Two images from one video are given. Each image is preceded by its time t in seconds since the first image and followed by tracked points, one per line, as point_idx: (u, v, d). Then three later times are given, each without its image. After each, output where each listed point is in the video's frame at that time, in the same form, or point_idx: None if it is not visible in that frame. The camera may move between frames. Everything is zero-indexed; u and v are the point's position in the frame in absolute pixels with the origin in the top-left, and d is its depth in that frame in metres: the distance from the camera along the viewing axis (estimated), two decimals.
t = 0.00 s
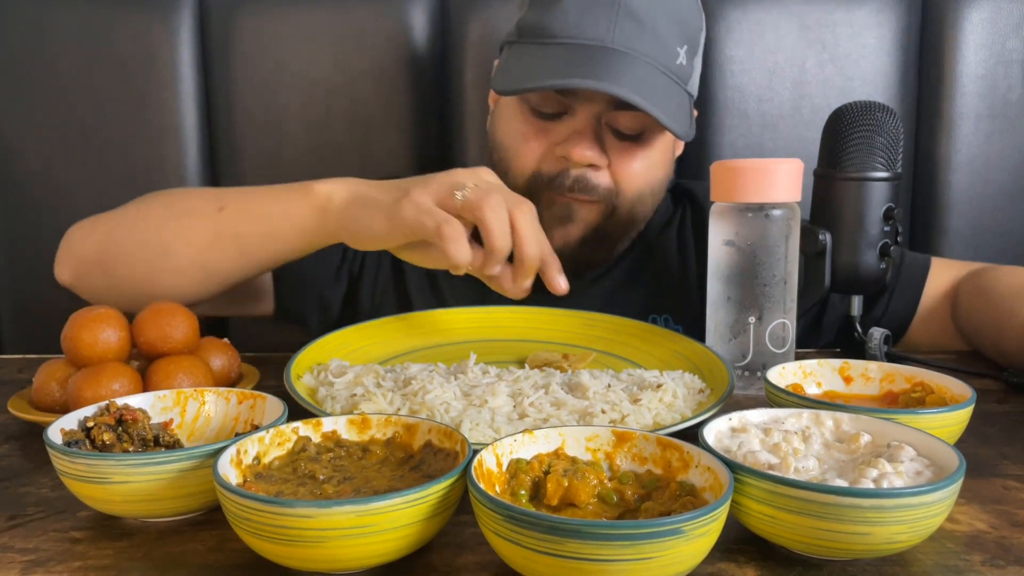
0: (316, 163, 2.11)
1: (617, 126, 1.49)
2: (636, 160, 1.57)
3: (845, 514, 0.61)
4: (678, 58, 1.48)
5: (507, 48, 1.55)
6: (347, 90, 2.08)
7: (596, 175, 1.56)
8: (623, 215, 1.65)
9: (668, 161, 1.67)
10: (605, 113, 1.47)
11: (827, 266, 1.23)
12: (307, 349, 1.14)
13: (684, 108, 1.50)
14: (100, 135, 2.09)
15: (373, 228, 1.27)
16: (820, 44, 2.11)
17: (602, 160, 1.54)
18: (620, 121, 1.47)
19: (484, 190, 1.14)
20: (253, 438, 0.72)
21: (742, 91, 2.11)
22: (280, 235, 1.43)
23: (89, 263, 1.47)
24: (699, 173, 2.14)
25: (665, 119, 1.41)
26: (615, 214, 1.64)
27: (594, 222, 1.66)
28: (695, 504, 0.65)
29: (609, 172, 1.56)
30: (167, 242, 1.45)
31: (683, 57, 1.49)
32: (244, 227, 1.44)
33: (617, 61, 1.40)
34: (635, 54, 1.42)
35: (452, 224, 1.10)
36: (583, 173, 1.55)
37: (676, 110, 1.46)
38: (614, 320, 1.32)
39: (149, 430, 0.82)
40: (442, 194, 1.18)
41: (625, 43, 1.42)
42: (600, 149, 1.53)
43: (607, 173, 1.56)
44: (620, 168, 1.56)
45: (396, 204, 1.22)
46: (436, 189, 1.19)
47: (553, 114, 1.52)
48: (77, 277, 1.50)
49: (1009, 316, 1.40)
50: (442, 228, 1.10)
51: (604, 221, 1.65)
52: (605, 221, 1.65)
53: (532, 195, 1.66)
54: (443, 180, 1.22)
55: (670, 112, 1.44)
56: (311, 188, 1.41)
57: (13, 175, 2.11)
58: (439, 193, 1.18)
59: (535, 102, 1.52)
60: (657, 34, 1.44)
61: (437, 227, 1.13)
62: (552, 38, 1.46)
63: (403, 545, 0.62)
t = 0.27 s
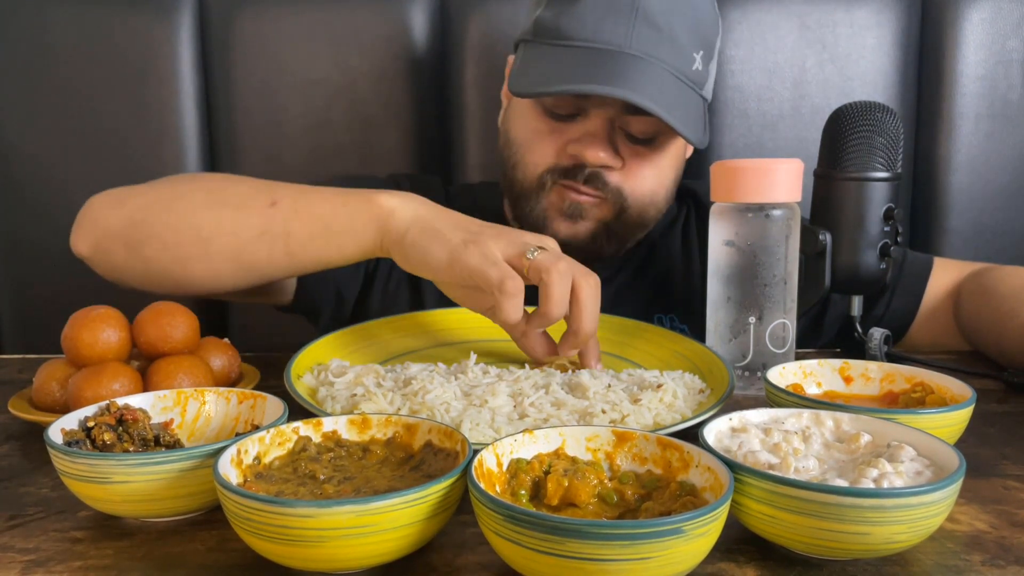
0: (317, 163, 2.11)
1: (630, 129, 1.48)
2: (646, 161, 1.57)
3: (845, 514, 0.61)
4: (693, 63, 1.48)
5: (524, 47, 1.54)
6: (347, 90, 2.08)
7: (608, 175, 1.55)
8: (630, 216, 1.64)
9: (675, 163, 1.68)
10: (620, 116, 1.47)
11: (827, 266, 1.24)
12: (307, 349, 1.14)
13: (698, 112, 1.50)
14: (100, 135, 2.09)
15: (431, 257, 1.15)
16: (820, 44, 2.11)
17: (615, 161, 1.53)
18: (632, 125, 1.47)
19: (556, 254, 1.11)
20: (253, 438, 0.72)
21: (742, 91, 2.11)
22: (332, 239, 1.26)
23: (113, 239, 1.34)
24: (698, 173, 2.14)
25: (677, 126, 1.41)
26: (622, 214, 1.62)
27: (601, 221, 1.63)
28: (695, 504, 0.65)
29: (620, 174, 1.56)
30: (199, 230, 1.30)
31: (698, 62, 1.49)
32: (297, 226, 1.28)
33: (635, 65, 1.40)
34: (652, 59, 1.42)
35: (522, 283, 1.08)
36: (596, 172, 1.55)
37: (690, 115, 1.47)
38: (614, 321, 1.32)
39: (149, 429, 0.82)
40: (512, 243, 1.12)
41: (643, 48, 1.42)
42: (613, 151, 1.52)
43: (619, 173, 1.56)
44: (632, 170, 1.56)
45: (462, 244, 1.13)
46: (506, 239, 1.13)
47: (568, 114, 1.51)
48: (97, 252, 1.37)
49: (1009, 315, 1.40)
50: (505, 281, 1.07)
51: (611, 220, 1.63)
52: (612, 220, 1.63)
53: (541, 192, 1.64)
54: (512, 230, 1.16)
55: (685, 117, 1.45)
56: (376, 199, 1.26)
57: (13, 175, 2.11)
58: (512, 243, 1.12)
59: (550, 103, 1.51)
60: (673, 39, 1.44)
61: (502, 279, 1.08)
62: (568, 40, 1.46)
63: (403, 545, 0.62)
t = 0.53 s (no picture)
0: (317, 163, 2.11)
1: (625, 127, 1.48)
2: (634, 162, 1.58)
3: (845, 514, 0.61)
4: (688, 60, 1.46)
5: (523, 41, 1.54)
6: (347, 90, 2.08)
7: (594, 172, 1.57)
8: (612, 216, 1.66)
9: (669, 165, 1.69)
10: (614, 113, 1.46)
11: (827, 266, 1.24)
12: (307, 349, 1.14)
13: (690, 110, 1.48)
14: (100, 135, 2.09)
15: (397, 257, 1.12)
16: (820, 43, 2.11)
17: (604, 158, 1.54)
18: (626, 122, 1.47)
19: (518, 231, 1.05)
20: (253, 438, 0.72)
21: (742, 91, 2.11)
22: (296, 243, 1.28)
23: (101, 256, 1.41)
24: (698, 173, 2.14)
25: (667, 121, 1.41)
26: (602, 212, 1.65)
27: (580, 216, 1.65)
28: (695, 504, 0.65)
29: (606, 173, 1.58)
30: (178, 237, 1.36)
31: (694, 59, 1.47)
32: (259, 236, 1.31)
33: (626, 61, 1.39)
34: (644, 55, 1.41)
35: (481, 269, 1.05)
36: (582, 166, 1.56)
37: (681, 110, 1.45)
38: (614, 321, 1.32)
39: (149, 429, 0.82)
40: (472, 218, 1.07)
41: (636, 44, 1.41)
42: (605, 148, 1.53)
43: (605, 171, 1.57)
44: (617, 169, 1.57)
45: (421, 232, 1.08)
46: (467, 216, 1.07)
47: (562, 109, 1.52)
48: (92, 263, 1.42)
49: (1009, 315, 1.40)
50: (477, 272, 1.05)
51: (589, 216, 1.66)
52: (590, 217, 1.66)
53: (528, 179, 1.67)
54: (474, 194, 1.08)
55: (675, 112, 1.43)
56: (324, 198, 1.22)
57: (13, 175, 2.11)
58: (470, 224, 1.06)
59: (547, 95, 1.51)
60: (668, 35, 1.43)
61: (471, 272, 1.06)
62: (557, 36, 1.46)
63: (403, 545, 0.62)
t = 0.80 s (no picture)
0: (317, 162, 2.11)
1: (587, 104, 1.49)
2: (608, 144, 1.55)
3: (845, 514, 0.61)
4: (648, 39, 1.50)
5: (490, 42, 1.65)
6: (346, 90, 2.08)
7: (565, 155, 1.55)
8: (594, 204, 1.61)
9: (648, 154, 1.65)
10: (576, 92, 1.48)
11: (827, 266, 1.24)
12: (307, 349, 1.14)
13: (653, 85, 1.49)
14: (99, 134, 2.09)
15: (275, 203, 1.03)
16: (820, 43, 2.11)
17: (571, 139, 1.52)
18: (589, 99, 1.48)
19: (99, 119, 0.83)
20: (253, 438, 0.72)
21: (742, 91, 2.11)
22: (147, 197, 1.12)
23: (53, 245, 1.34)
24: (698, 173, 2.14)
25: (611, 91, 1.41)
26: (584, 200, 1.60)
27: (564, 207, 1.61)
28: (695, 504, 0.65)
29: (579, 152, 1.55)
30: (45, 239, 1.34)
31: (655, 38, 1.51)
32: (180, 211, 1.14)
33: (577, 39, 1.45)
34: (598, 34, 1.46)
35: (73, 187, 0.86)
36: (552, 151, 1.54)
37: (639, 86, 1.46)
38: (614, 321, 1.32)
39: (149, 430, 0.82)
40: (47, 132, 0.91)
41: (590, 24, 1.47)
42: (569, 129, 1.52)
43: (577, 155, 1.55)
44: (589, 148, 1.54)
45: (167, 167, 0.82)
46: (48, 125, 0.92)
47: (525, 92, 1.53)
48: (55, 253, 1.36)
49: (1009, 315, 1.40)
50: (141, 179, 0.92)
51: (572, 207, 1.61)
52: (573, 207, 1.61)
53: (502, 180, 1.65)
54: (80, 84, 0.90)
55: (630, 86, 1.45)
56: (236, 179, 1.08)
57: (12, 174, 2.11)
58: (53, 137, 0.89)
59: (508, 83, 1.56)
60: (624, 15, 1.48)
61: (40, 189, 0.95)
62: (522, 24, 1.54)
63: (403, 545, 0.62)
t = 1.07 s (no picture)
0: (317, 163, 2.12)
1: (574, 104, 1.48)
2: (597, 140, 1.53)
3: (845, 514, 0.61)
4: (632, 36, 1.51)
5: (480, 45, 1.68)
6: (346, 90, 2.08)
7: (552, 152, 1.51)
8: (579, 202, 1.58)
9: (637, 152, 1.62)
10: (560, 91, 1.47)
11: (827, 266, 1.24)
12: (307, 349, 1.14)
13: (638, 81, 1.49)
14: (99, 134, 2.09)
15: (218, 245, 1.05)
16: (820, 43, 2.11)
17: (557, 138, 1.49)
18: (575, 98, 1.47)
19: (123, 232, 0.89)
20: (253, 438, 0.72)
21: (742, 91, 2.11)
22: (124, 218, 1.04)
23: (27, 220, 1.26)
24: (698, 174, 2.14)
25: (590, 89, 1.41)
26: (569, 196, 1.57)
27: (548, 203, 1.57)
28: (695, 504, 0.65)
29: (566, 151, 1.52)
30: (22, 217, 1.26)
31: (639, 35, 1.51)
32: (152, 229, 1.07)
33: (560, 39, 1.46)
34: (579, 32, 1.48)
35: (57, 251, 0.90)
36: (539, 148, 1.51)
37: (623, 82, 1.46)
38: (614, 321, 1.31)
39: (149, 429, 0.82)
40: (80, 180, 0.96)
41: (573, 23, 1.48)
42: (555, 127, 1.50)
43: (563, 151, 1.52)
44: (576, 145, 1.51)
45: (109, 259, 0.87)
46: (90, 177, 0.96)
47: (512, 92, 1.52)
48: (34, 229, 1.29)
49: (1009, 316, 1.40)
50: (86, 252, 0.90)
51: (557, 202, 1.57)
52: (558, 203, 1.57)
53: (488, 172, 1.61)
54: (145, 165, 0.98)
55: (612, 84, 1.45)
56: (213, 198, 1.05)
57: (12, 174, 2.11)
58: (94, 197, 0.93)
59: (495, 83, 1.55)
60: (606, 14, 1.49)
61: (46, 212, 0.98)
62: (510, 24, 1.55)
63: (403, 545, 0.62)
